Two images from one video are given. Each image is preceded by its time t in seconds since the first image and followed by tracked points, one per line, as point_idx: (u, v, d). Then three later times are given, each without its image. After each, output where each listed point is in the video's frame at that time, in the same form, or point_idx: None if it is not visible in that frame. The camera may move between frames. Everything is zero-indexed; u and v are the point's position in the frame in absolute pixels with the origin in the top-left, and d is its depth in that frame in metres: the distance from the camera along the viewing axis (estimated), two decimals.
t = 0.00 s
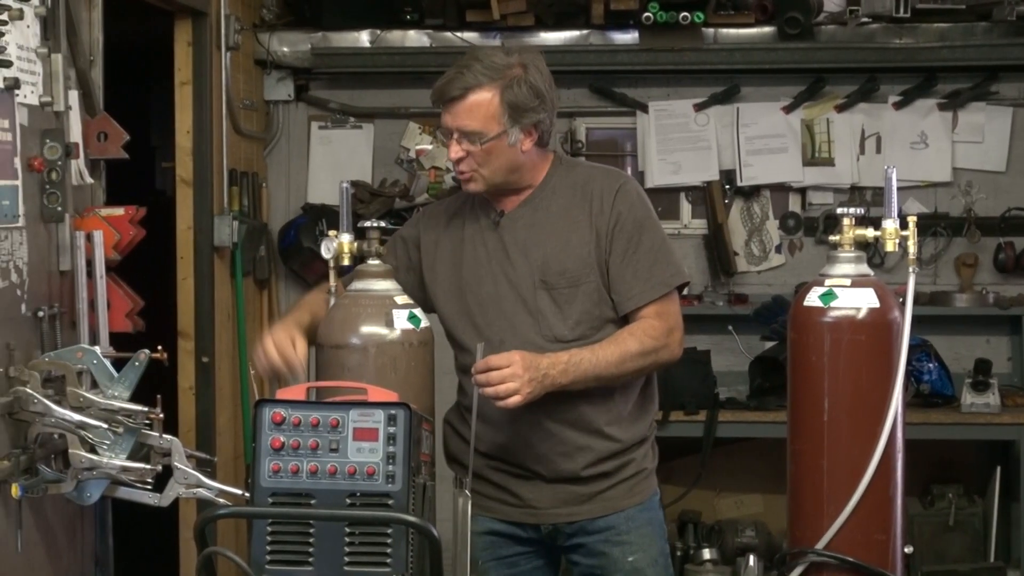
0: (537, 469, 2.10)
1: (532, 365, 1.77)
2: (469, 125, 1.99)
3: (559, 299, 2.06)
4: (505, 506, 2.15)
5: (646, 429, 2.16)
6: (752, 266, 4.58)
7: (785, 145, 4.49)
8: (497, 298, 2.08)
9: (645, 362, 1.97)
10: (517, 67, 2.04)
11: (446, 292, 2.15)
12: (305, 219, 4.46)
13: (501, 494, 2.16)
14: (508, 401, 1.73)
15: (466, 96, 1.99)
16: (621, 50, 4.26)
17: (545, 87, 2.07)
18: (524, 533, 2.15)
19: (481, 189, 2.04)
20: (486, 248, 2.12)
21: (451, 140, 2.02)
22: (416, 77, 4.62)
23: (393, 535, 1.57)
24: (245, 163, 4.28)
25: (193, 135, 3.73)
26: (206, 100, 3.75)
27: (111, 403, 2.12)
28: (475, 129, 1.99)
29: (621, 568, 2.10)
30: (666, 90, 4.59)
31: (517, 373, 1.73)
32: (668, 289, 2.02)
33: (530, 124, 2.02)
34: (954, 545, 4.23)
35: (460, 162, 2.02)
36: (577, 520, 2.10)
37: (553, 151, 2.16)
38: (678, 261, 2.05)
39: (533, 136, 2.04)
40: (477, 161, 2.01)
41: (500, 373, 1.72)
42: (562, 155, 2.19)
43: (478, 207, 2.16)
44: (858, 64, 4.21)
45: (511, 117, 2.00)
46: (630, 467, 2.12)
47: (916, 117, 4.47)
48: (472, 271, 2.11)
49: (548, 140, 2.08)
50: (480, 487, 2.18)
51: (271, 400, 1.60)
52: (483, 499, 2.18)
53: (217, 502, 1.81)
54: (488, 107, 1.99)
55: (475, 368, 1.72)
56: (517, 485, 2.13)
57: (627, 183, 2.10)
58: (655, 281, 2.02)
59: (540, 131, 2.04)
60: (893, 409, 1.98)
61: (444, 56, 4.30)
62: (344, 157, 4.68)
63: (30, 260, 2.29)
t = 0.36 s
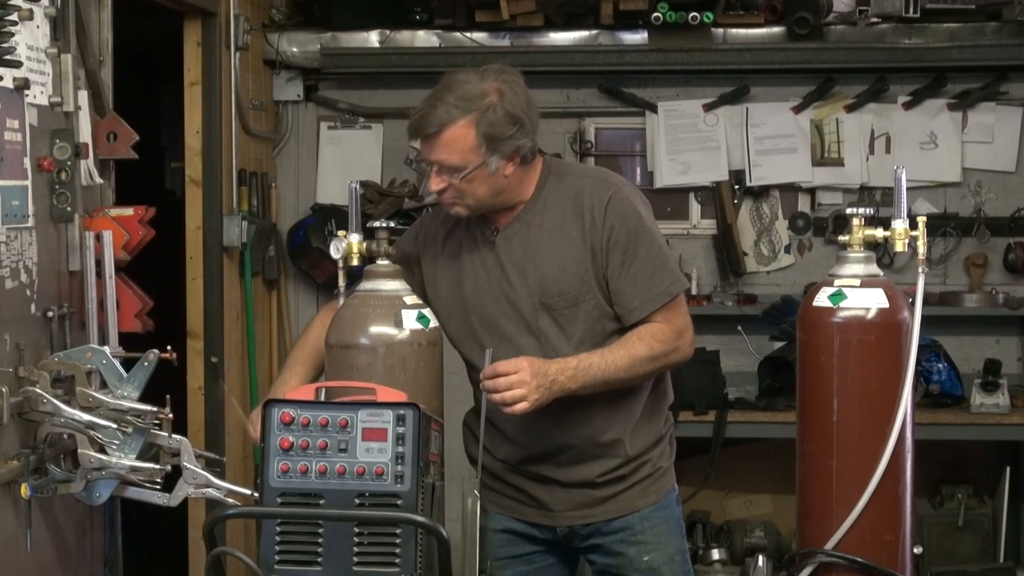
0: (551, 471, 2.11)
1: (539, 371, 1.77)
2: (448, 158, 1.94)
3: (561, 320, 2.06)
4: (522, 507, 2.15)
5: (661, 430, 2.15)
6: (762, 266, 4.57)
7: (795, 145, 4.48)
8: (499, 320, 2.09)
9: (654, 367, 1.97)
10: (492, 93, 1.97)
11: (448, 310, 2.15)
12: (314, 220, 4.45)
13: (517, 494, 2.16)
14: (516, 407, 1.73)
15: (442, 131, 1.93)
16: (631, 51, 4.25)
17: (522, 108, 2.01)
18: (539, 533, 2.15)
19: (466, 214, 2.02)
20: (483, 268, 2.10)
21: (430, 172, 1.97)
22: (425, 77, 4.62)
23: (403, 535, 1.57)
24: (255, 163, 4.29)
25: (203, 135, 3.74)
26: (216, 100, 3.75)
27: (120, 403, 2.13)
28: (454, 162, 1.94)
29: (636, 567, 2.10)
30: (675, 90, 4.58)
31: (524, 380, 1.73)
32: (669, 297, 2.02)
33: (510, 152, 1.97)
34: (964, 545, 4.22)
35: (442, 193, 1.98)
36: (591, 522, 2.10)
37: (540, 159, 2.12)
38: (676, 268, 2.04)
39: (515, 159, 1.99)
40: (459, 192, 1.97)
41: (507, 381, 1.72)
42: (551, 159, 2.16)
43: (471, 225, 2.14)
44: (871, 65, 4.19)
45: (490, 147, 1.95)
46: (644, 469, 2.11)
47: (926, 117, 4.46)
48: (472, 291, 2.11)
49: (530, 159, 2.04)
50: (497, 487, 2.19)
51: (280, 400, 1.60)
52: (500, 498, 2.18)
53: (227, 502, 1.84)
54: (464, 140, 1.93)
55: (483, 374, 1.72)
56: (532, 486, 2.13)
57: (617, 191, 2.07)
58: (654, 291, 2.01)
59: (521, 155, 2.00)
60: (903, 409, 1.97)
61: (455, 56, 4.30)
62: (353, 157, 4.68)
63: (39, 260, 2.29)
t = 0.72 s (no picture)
0: (549, 472, 2.11)
1: (535, 372, 1.76)
2: (431, 171, 1.95)
3: (553, 326, 2.07)
4: (520, 509, 2.15)
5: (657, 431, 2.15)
6: (763, 267, 4.57)
7: (796, 146, 4.48)
8: (491, 328, 2.09)
9: (650, 367, 1.97)
10: (474, 104, 1.97)
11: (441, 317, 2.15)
12: (315, 220, 4.45)
13: (515, 496, 2.16)
14: (510, 408, 1.72)
15: (424, 144, 1.93)
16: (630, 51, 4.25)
17: (504, 117, 2.00)
18: (537, 535, 2.16)
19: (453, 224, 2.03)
20: (474, 275, 2.10)
21: (415, 183, 1.98)
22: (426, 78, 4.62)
23: (403, 536, 1.56)
24: (256, 164, 4.29)
25: (204, 136, 3.74)
26: (217, 100, 3.75)
27: (121, 404, 2.14)
28: (436, 174, 1.95)
29: (634, 569, 2.10)
30: (676, 91, 4.58)
31: (519, 380, 1.73)
32: (662, 300, 2.01)
33: (494, 162, 1.97)
34: (965, 545, 4.21)
35: (428, 203, 2.00)
36: (589, 524, 2.10)
37: (528, 164, 2.11)
38: (668, 270, 2.03)
39: (499, 169, 1.99)
40: (445, 203, 1.98)
41: (501, 381, 1.72)
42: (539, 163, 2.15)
43: (460, 232, 2.14)
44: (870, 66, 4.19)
45: (472, 158, 1.95)
46: (642, 470, 2.11)
47: (927, 117, 4.46)
48: (464, 299, 2.11)
49: (516, 168, 2.04)
50: (495, 489, 2.19)
51: (281, 401, 1.60)
52: (498, 499, 2.18)
53: (228, 501, 1.85)
54: (447, 152, 1.93)
55: (477, 374, 1.72)
56: (530, 489, 2.13)
57: (606, 195, 2.07)
58: (646, 293, 2.01)
59: (506, 165, 2.00)
60: (903, 408, 1.97)
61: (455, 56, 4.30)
62: (355, 157, 4.68)
63: (41, 261, 2.29)
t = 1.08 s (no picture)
0: (547, 473, 2.11)
1: (532, 374, 1.76)
2: (426, 172, 1.95)
3: (550, 327, 2.07)
4: (517, 509, 2.16)
5: (655, 431, 2.15)
6: (762, 267, 4.57)
7: (796, 146, 4.48)
8: (489, 329, 2.09)
9: (648, 368, 1.97)
10: (469, 105, 1.97)
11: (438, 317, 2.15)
12: (314, 220, 4.45)
13: (513, 497, 2.16)
14: (509, 410, 1.72)
15: (419, 146, 1.93)
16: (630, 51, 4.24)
17: (499, 118, 2.00)
18: (535, 535, 2.16)
19: (449, 226, 2.02)
20: (471, 275, 2.10)
21: (410, 185, 1.98)
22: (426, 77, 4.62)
23: (403, 536, 1.56)
24: (256, 164, 4.29)
25: (203, 136, 3.74)
26: (217, 100, 3.75)
27: (121, 404, 2.14)
28: (431, 176, 1.95)
29: (632, 569, 2.10)
30: (676, 91, 4.58)
31: (517, 383, 1.73)
32: (659, 301, 2.01)
33: (490, 163, 1.97)
34: (964, 545, 4.22)
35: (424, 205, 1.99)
36: (587, 524, 2.10)
37: (523, 164, 2.11)
38: (665, 271, 2.03)
39: (495, 170, 1.99)
40: (440, 205, 1.98)
41: (500, 383, 1.72)
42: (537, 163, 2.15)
43: (456, 233, 2.14)
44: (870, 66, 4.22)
45: (467, 160, 1.95)
46: (640, 470, 2.11)
47: (926, 117, 4.46)
48: (460, 300, 2.10)
49: (512, 169, 2.04)
50: (493, 490, 2.18)
51: (281, 400, 1.60)
52: (497, 500, 2.18)
53: (228, 501, 1.85)
54: (442, 153, 1.93)
55: (476, 377, 1.72)
56: (528, 489, 2.13)
57: (604, 195, 2.06)
58: (643, 294, 2.00)
59: (502, 166, 2.00)
60: (901, 409, 1.97)
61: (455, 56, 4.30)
62: (354, 157, 4.68)
63: (40, 261, 2.29)
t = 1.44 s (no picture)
0: (546, 473, 2.11)
1: (530, 373, 1.77)
2: (428, 167, 1.94)
3: (551, 326, 2.06)
4: (517, 509, 2.15)
5: (654, 430, 2.15)
6: (761, 267, 4.57)
7: (795, 146, 4.48)
8: (489, 327, 2.09)
9: (647, 367, 1.97)
10: (470, 99, 1.97)
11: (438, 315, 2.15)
12: (313, 220, 4.45)
13: (512, 496, 2.16)
14: (505, 408, 1.72)
15: (421, 140, 1.93)
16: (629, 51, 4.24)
17: (500, 113, 2.00)
18: (534, 535, 2.16)
19: (450, 221, 2.02)
20: (471, 274, 2.10)
21: (412, 180, 1.98)
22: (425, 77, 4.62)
23: (402, 535, 1.56)
24: (254, 164, 4.29)
25: (202, 135, 3.74)
26: (216, 100, 3.75)
27: (120, 404, 2.14)
28: (433, 170, 1.94)
29: (631, 569, 2.10)
30: (675, 91, 4.58)
31: (514, 381, 1.73)
32: (659, 299, 2.01)
33: (491, 157, 1.97)
34: (963, 545, 4.22)
35: (425, 200, 1.99)
36: (586, 524, 2.10)
37: (525, 163, 2.11)
38: (666, 269, 2.03)
39: (496, 165, 1.99)
40: (442, 199, 1.98)
41: (496, 382, 1.72)
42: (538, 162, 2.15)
43: (458, 232, 2.14)
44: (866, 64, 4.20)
45: (469, 154, 1.94)
46: (639, 470, 2.11)
47: (925, 117, 4.46)
48: (460, 298, 2.10)
49: (514, 164, 2.04)
50: (492, 490, 2.18)
51: (280, 401, 1.60)
52: (496, 500, 2.18)
53: (226, 502, 1.84)
54: (444, 148, 1.93)
55: (472, 375, 1.72)
56: (527, 489, 2.13)
57: (605, 194, 2.06)
58: (643, 293, 2.00)
59: (503, 160, 2.00)
60: (900, 408, 1.98)
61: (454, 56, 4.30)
62: (353, 157, 4.68)
63: (39, 261, 2.29)
